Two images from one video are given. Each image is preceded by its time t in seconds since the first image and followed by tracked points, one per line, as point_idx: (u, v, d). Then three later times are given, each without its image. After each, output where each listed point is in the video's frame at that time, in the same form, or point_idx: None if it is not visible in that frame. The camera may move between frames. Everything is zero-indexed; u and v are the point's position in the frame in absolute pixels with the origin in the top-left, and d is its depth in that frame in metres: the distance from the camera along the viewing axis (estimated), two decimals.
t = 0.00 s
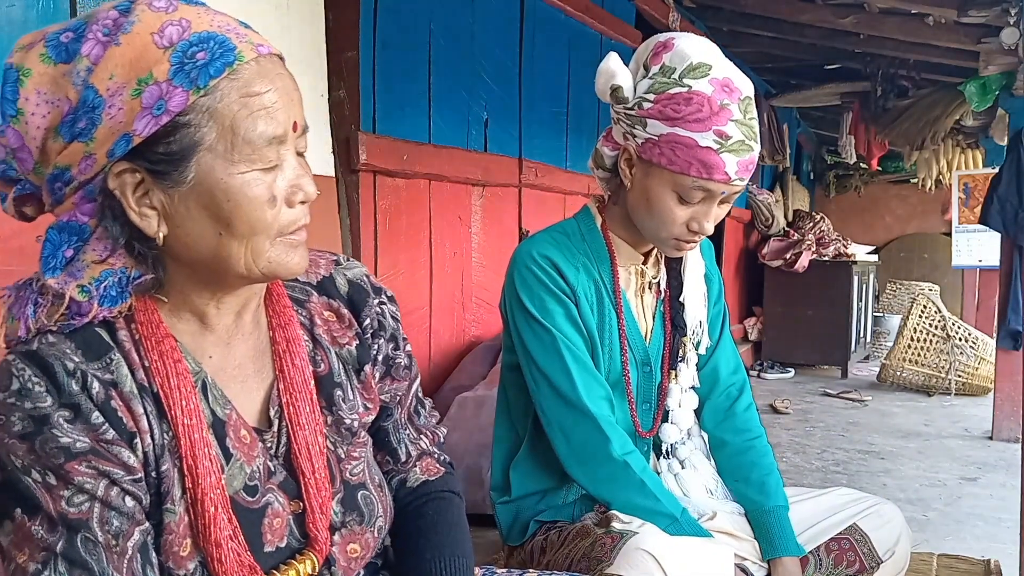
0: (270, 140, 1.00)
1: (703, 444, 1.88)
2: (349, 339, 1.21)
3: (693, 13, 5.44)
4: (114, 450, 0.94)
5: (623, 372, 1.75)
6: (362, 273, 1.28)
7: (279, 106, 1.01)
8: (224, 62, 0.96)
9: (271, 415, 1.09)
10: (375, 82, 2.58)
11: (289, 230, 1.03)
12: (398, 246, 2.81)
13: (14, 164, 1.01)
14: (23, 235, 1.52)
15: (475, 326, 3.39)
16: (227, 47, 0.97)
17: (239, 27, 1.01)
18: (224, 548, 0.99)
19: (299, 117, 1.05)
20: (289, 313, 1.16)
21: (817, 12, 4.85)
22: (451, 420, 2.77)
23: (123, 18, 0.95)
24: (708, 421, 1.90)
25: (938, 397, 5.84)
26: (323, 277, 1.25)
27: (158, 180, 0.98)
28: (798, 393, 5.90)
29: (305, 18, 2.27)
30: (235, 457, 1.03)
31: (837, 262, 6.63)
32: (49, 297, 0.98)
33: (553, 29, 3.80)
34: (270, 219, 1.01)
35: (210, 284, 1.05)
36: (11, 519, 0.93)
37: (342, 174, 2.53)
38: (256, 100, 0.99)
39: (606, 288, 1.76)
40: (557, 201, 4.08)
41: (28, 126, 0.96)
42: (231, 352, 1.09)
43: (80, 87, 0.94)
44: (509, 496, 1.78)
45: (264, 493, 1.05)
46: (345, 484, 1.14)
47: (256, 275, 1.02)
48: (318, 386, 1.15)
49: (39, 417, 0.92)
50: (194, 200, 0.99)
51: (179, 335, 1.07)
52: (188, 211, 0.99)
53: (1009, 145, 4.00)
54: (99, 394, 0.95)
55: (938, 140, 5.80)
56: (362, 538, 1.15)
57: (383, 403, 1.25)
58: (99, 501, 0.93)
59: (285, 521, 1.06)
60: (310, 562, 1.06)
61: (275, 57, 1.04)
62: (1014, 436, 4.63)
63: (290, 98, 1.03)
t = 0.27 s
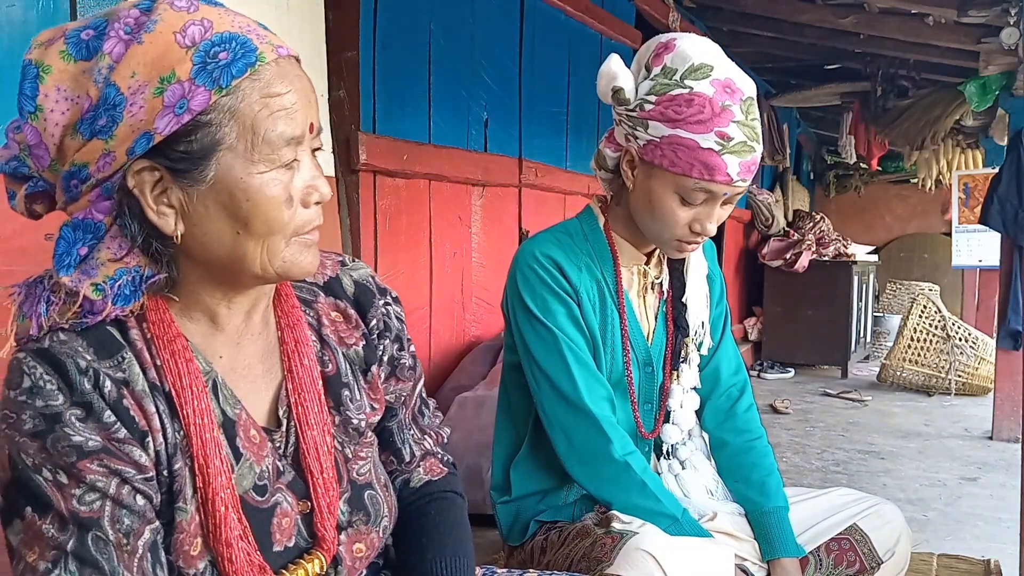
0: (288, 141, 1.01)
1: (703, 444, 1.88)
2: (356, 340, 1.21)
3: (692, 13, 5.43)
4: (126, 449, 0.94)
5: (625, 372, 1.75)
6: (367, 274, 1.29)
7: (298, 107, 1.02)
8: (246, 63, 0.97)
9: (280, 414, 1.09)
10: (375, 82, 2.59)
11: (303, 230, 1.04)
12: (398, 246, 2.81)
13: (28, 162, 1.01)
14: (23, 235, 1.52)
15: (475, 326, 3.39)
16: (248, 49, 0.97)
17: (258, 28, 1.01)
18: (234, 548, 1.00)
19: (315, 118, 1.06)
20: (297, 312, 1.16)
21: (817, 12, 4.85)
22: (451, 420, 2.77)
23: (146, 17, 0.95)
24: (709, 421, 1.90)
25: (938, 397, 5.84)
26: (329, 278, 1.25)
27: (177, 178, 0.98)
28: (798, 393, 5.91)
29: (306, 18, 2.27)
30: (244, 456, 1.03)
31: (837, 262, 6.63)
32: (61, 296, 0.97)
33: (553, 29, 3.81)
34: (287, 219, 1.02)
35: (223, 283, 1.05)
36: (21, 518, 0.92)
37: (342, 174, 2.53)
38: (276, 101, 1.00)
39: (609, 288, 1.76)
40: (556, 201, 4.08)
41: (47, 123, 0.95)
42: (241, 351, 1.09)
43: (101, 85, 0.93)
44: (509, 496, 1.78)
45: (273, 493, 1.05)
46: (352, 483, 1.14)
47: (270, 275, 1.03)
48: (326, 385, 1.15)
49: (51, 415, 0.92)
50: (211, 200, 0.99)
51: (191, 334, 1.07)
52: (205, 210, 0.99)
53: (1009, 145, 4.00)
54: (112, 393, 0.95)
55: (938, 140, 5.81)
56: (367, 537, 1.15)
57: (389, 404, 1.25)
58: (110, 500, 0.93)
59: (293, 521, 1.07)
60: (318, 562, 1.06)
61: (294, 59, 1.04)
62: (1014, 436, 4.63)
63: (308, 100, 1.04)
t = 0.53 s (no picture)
0: (273, 142, 1.00)
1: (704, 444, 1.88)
2: (348, 340, 1.21)
3: (693, 13, 5.43)
4: (118, 448, 0.94)
5: (627, 372, 1.75)
6: (361, 274, 1.28)
7: (284, 108, 1.01)
8: (229, 63, 0.96)
9: (271, 416, 1.09)
10: (375, 82, 2.58)
11: (290, 233, 1.03)
12: (398, 246, 2.81)
13: (14, 164, 1.01)
14: (23, 236, 1.52)
15: (475, 326, 3.39)
16: (232, 48, 0.97)
17: (244, 27, 1.01)
18: (227, 548, 0.99)
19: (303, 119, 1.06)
20: (288, 313, 1.16)
21: (817, 12, 4.85)
22: (451, 420, 2.77)
23: (129, 18, 0.95)
24: (709, 421, 1.90)
25: (938, 397, 5.84)
26: (321, 278, 1.25)
27: (161, 180, 0.97)
28: (798, 393, 5.90)
29: (305, 18, 2.27)
30: (235, 457, 1.03)
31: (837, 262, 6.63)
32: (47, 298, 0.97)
33: (553, 28, 3.80)
34: (272, 221, 1.01)
35: (208, 286, 1.05)
36: (16, 520, 0.92)
37: (342, 174, 2.53)
38: (261, 101, 0.99)
39: (611, 288, 1.75)
40: (557, 201, 4.07)
41: (31, 125, 0.96)
42: (231, 353, 1.09)
43: (84, 86, 0.93)
44: (510, 495, 1.78)
45: (265, 494, 1.05)
46: (344, 484, 1.14)
47: (255, 278, 1.03)
48: (317, 387, 1.15)
49: (40, 417, 0.92)
50: (196, 201, 0.99)
51: (179, 336, 1.06)
52: (190, 211, 0.99)
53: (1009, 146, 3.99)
54: (100, 395, 0.95)
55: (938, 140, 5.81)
56: (362, 538, 1.15)
57: (382, 404, 1.25)
58: (106, 495, 0.93)
59: (286, 522, 1.06)
60: (312, 563, 1.07)
61: (281, 59, 1.04)
62: (1015, 436, 4.63)
63: (294, 100, 1.04)
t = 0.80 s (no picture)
0: (266, 140, 1.01)
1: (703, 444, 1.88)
2: (343, 338, 1.21)
3: (693, 13, 5.43)
4: (106, 457, 0.94)
5: (626, 371, 1.75)
6: (353, 272, 1.30)
7: (276, 105, 1.02)
8: (220, 61, 0.97)
9: (267, 415, 1.08)
10: (375, 81, 2.58)
11: (289, 229, 1.04)
12: (398, 246, 2.81)
13: (4, 164, 1.01)
14: (21, 236, 1.52)
15: (475, 326, 3.39)
16: (223, 46, 0.97)
17: (234, 25, 1.01)
18: (221, 550, 0.99)
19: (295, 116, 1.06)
20: (281, 312, 1.16)
21: (817, 12, 4.85)
22: (451, 420, 2.77)
23: (118, 16, 0.94)
24: (709, 421, 1.90)
25: (938, 397, 5.84)
26: (314, 276, 1.26)
27: (153, 180, 0.97)
28: (798, 393, 5.90)
29: (305, 18, 2.27)
30: (229, 459, 1.02)
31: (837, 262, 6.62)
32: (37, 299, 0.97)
33: (553, 29, 3.80)
34: (267, 219, 1.01)
35: (204, 282, 1.05)
36: None
37: (342, 174, 2.53)
38: (253, 99, 1.00)
39: (611, 287, 1.75)
40: (557, 201, 4.07)
41: (20, 124, 0.95)
42: (223, 353, 1.09)
43: (73, 85, 0.93)
44: (510, 495, 1.77)
45: (260, 495, 1.04)
46: (343, 480, 1.14)
47: (254, 272, 1.03)
48: (314, 386, 1.15)
49: (28, 424, 0.91)
50: (188, 202, 0.99)
51: (172, 336, 1.06)
52: (183, 211, 0.99)
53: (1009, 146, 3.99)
54: (91, 401, 0.95)
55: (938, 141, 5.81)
56: (361, 533, 1.15)
57: (382, 399, 1.25)
58: (89, 509, 0.92)
59: (284, 522, 1.06)
60: (309, 562, 1.06)
61: (272, 56, 1.04)
62: (1015, 437, 4.63)
63: (287, 97, 1.04)
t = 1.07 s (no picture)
0: (281, 137, 1.01)
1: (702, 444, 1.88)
2: (348, 336, 1.21)
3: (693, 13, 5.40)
4: (112, 451, 0.93)
5: (627, 371, 1.75)
6: (357, 272, 1.30)
7: (291, 103, 1.02)
8: (237, 59, 0.97)
9: (272, 412, 1.09)
10: (375, 82, 2.58)
11: (297, 227, 1.04)
12: (398, 245, 2.81)
13: (20, 161, 1.02)
14: (22, 235, 1.52)
15: (475, 326, 3.39)
16: (239, 45, 0.98)
17: (249, 24, 1.02)
18: (226, 545, 0.99)
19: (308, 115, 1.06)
20: (288, 310, 1.16)
21: (817, 12, 4.85)
22: (451, 420, 2.77)
23: (135, 14, 0.95)
24: (708, 421, 1.90)
25: (938, 397, 5.84)
26: (320, 275, 1.26)
27: (170, 175, 0.98)
28: (798, 393, 5.90)
29: (306, 17, 2.27)
30: (236, 454, 1.02)
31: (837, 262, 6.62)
32: (53, 293, 0.97)
33: (553, 28, 3.80)
34: (280, 216, 1.01)
35: (215, 279, 1.05)
36: (5, 517, 0.92)
37: (342, 174, 2.53)
38: (268, 97, 1.00)
39: (611, 286, 1.75)
40: (556, 201, 4.08)
41: (37, 122, 0.96)
42: (232, 351, 1.08)
43: (93, 83, 0.94)
44: (510, 495, 1.78)
45: (266, 491, 1.04)
46: (346, 479, 1.14)
47: (265, 272, 1.03)
48: (319, 383, 1.15)
49: (37, 416, 0.91)
50: (205, 197, 0.99)
51: (182, 333, 1.06)
52: (199, 208, 0.99)
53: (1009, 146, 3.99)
54: (100, 394, 0.95)
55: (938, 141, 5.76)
56: (363, 533, 1.15)
57: (384, 399, 1.26)
58: (91, 504, 0.92)
59: (288, 518, 1.06)
60: (312, 559, 1.06)
61: (285, 56, 1.04)
62: (1015, 437, 4.63)
63: (300, 96, 1.04)
